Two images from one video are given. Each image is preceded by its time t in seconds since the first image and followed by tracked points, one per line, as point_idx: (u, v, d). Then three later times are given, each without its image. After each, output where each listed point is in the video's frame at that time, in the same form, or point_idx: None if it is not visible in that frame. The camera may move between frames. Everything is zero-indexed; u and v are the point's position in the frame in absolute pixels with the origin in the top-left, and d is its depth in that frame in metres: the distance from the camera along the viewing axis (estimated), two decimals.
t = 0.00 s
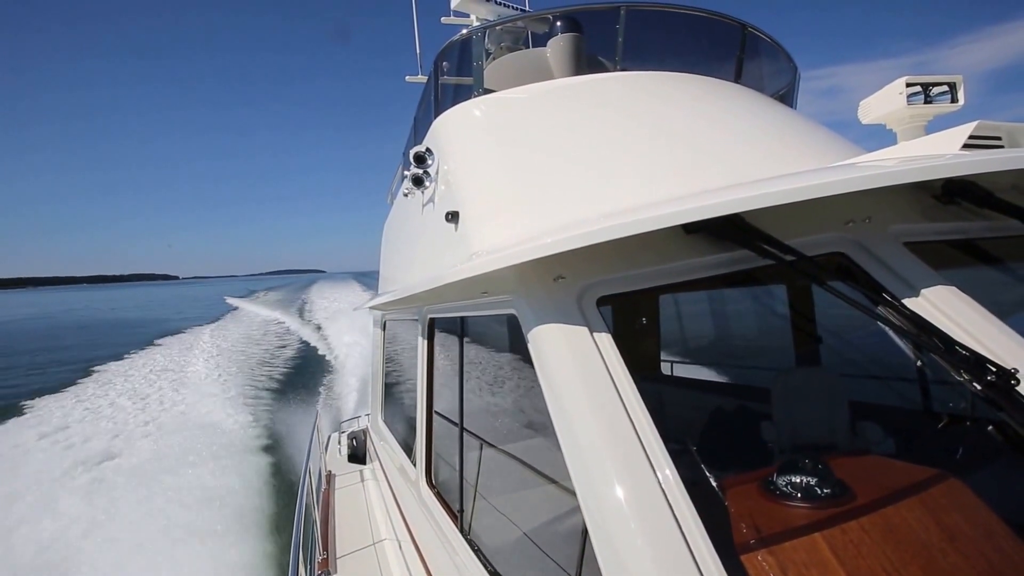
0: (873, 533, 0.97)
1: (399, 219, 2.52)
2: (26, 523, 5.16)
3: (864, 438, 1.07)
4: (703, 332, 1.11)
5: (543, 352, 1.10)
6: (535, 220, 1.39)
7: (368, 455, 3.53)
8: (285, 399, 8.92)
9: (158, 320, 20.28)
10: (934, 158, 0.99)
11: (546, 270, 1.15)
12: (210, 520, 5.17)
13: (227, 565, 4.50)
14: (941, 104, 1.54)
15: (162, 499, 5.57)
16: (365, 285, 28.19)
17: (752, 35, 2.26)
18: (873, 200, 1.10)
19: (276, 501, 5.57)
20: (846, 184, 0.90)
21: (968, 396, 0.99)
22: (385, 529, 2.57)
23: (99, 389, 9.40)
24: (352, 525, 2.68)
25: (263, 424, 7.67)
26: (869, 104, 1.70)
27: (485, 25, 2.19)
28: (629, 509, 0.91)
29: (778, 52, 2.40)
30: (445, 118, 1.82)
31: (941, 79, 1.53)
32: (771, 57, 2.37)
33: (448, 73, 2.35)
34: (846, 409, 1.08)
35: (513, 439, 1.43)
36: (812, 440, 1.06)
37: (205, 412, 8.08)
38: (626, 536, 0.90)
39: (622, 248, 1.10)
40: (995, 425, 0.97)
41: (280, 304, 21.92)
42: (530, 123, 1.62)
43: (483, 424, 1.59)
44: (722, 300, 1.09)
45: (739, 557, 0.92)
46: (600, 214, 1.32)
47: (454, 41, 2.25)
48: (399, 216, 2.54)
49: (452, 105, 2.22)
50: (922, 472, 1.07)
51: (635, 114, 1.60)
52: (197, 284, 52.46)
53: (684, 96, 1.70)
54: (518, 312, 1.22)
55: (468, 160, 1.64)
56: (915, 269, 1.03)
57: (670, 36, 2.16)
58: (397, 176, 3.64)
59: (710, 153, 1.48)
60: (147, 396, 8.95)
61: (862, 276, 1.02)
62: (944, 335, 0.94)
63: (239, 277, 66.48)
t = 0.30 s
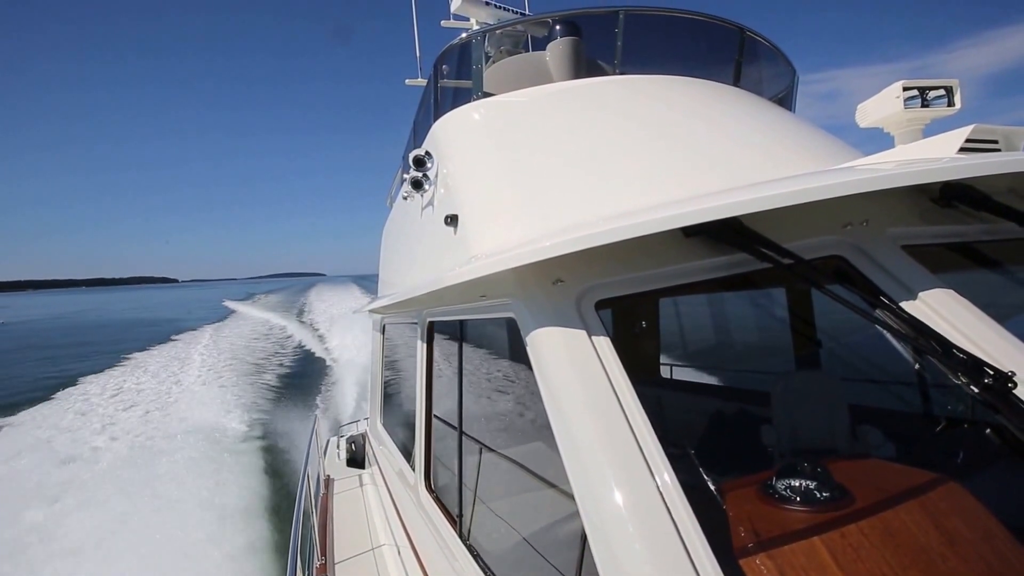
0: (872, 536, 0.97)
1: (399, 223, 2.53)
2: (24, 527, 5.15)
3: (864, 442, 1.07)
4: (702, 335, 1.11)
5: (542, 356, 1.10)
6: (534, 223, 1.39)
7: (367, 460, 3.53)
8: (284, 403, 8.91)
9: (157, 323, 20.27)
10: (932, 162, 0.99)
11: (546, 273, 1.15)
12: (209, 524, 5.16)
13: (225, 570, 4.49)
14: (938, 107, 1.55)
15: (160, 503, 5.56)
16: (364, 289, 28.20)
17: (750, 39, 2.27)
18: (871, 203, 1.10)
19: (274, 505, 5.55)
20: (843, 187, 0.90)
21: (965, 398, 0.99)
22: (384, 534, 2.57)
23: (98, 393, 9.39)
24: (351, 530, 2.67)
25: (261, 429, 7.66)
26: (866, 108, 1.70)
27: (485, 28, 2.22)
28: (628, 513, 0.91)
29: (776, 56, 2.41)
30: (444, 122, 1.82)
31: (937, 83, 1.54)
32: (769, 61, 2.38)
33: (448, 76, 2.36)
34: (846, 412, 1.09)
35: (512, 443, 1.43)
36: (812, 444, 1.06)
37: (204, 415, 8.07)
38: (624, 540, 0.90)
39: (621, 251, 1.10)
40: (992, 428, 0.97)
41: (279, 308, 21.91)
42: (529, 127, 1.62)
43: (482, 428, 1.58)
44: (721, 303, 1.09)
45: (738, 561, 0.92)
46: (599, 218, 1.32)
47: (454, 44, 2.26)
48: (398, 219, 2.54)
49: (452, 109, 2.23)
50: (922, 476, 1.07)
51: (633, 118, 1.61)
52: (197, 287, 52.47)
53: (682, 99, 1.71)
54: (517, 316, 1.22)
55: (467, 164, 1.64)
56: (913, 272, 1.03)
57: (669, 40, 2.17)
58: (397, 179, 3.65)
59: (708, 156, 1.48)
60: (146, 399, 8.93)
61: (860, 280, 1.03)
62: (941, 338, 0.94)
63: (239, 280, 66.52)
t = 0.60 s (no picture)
0: (871, 540, 0.96)
1: (398, 226, 2.53)
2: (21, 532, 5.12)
3: (867, 447, 1.09)
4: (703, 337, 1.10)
5: (540, 359, 1.10)
6: (532, 228, 1.39)
7: (365, 465, 3.53)
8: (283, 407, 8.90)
9: (156, 327, 20.26)
10: (929, 166, 1.00)
11: (542, 277, 1.15)
12: (207, 529, 5.15)
13: None
14: (934, 111, 1.56)
15: (159, 508, 5.54)
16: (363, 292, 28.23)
17: (749, 42, 2.28)
18: (869, 207, 1.10)
19: (272, 510, 5.53)
20: (840, 191, 0.90)
21: (963, 402, 0.99)
22: (382, 540, 2.56)
23: (96, 397, 9.37)
24: (349, 536, 2.67)
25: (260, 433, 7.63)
26: (863, 112, 1.71)
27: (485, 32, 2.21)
28: (626, 519, 0.91)
29: (774, 60, 2.42)
30: (443, 126, 1.83)
31: (933, 87, 1.54)
32: (768, 65, 2.39)
33: (447, 79, 2.37)
34: (849, 415, 1.10)
35: (512, 447, 1.43)
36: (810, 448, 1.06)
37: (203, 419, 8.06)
38: (622, 546, 0.90)
39: (619, 256, 1.10)
40: (990, 432, 0.97)
41: (278, 311, 21.90)
42: (528, 130, 1.62)
43: (482, 432, 1.58)
44: (721, 307, 1.09)
45: (737, 565, 0.92)
46: (597, 222, 1.32)
47: (454, 48, 2.27)
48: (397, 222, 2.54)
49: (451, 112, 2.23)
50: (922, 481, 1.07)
51: (632, 121, 1.61)
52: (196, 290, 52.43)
53: (683, 104, 1.71)
54: (515, 320, 1.22)
55: (466, 168, 1.64)
56: (912, 275, 1.03)
57: (668, 43, 2.18)
58: (396, 182, 3.65)
59: (707, 160, 1.49)
60: (145, 403, 8.91)
61: (858, 284, 1.03)
62: (938, 341, 0.94)
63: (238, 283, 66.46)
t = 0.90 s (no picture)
0: (870, 545, 0.95)
1: (396, 229, 2.53)
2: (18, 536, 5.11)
3: (868, 450, 1.08)
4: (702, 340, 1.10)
5: (538, 364, 1.10)
6: (531, 232, 1.39)
7: (364, 469, 3.52)
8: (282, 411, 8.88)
9: (155, 330, 20.26)
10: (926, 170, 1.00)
11: (540, 282, 1.15)
12: (204, 533, 5.13)
13: None
14: (932, 116, 1.57)
15: (156, 512, 5.52)
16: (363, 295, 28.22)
17: (748, 46, 2.29)
18: (866, 211, 1.10)
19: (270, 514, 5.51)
20: (837, 196, 0.90)
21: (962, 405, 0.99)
22: (381, 545, 2.56)
23: (95, 400, 9.36)
24: (347, 541, 2.67)
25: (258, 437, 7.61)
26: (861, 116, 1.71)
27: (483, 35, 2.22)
28: (625, 525, 0.91)
29: (773, 64, 2.42)
30: (442, 130, 1.83)
31: (931, 91, 1.55)
32: (767, 68, 2.39)
33: (446, 83, 2.37)
34: (849, 419, 1.09)
35: (511, 451, 1.42)
36: (808, 452, 1.06)
37: (201, 423, 8.04)
38: (621, 551, 0.90)
39: (617, 260, 1.10)
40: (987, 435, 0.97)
41: (277, 315, 21.89)
42: (527, 134, 1.63)
43: (481, 436, 1.58)
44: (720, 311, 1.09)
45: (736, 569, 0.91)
46: (596, 227, 1.32)
47: (452, 51, 2.28)
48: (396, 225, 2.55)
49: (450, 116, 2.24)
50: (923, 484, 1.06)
51: (631, 125, 1.61)
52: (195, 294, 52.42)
53: (683, 108, 1.71)
54: (513, 324, 1.22)
55: (465, 172, 1.64)
56: (910, 280, 1.03)
57: (667, 47, 2.18)
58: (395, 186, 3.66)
59: (705, 164, 1.49)
60: (143, 407, 8.90)
61: (858, 288, 1.03)
62: (935, 345, 0.95)
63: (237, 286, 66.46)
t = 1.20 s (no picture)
0: (868, 547, 0.95)
1: (394, 231, 2.53)
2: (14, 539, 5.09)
3: (866, 450, 1.10)
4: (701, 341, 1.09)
5: (535, 366, 1.10)
6: (529, 235, 1.39)
7: (362, 471, 3.52)
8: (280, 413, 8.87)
9: (153, 332, 20.23)
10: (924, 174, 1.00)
11: (539, 285, 1.15)
12: (201, 536, 5.12)
13: None
14: (930, 119, 1.57)
15: (153, 515, 5.51)
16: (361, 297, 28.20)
17: (746, 49, 2.29)
18: (864, 215, 1.11)
19: (267, 517, 5.50)
20: (834, 200, 0.91)
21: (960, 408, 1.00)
22: (379, 547, 2.55)
23: (93, 402, 9.34)
24: (345, 543, 2.66)
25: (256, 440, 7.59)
26: (859, 119, 1.72)
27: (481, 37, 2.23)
28: (622, 525, 0.91)
29: (771, 66, 2.43)
30: (440, 132, 1.83)
31: (929, 94, 1.55)
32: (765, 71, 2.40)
33: (445, 85, 2.38)
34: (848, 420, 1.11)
35: (510, 453, 1.42)
36: (806, 453, 1.08)
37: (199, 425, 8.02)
38: (619, 552, 0.90)
39: (615, 263, 1.11)
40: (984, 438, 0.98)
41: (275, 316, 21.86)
42: (524, 137, 1.62)
43: (479, 438, 1.58)
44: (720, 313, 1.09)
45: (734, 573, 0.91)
46: (594, 229, 1.33)
47: (450, 54, 2.29)
48: (394, 227, 2.55)
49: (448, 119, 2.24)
50: (921, 486, 1.06)
51: (629, 128, 1.61)
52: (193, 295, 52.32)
53: (681, 110, 1.72)
54: (512, 327, 1.22)
55: (463, 175, 1.64)
56: (909, 283, 1.03)
57: (665, 49, 2.19)
58: (394, 187, 3.66)
59: (703, 166, 1.49)
60: (141, 409, 8.89)
61: (857, 292, 1.03)
62: (934, 348, 0.95)
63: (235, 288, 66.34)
